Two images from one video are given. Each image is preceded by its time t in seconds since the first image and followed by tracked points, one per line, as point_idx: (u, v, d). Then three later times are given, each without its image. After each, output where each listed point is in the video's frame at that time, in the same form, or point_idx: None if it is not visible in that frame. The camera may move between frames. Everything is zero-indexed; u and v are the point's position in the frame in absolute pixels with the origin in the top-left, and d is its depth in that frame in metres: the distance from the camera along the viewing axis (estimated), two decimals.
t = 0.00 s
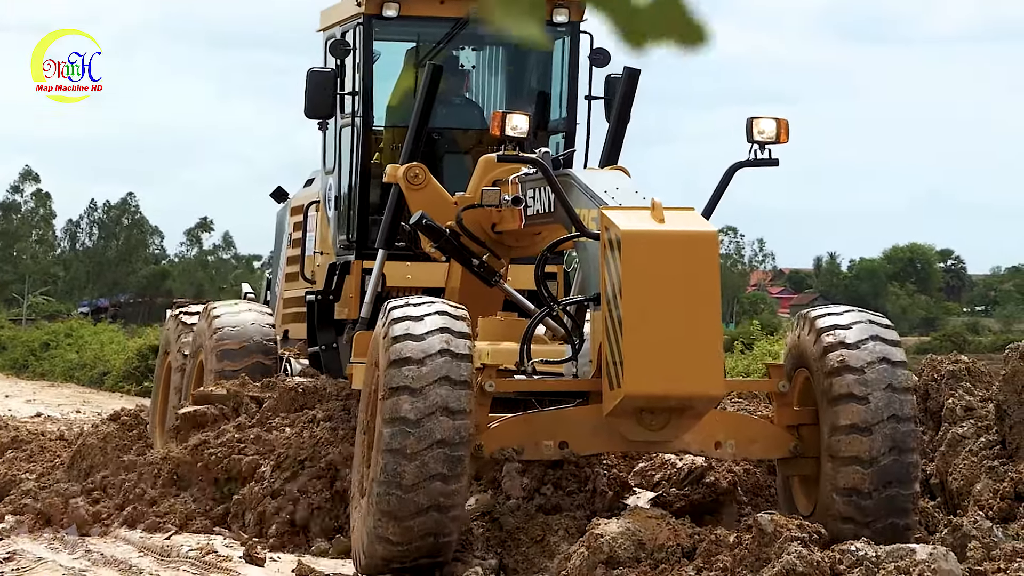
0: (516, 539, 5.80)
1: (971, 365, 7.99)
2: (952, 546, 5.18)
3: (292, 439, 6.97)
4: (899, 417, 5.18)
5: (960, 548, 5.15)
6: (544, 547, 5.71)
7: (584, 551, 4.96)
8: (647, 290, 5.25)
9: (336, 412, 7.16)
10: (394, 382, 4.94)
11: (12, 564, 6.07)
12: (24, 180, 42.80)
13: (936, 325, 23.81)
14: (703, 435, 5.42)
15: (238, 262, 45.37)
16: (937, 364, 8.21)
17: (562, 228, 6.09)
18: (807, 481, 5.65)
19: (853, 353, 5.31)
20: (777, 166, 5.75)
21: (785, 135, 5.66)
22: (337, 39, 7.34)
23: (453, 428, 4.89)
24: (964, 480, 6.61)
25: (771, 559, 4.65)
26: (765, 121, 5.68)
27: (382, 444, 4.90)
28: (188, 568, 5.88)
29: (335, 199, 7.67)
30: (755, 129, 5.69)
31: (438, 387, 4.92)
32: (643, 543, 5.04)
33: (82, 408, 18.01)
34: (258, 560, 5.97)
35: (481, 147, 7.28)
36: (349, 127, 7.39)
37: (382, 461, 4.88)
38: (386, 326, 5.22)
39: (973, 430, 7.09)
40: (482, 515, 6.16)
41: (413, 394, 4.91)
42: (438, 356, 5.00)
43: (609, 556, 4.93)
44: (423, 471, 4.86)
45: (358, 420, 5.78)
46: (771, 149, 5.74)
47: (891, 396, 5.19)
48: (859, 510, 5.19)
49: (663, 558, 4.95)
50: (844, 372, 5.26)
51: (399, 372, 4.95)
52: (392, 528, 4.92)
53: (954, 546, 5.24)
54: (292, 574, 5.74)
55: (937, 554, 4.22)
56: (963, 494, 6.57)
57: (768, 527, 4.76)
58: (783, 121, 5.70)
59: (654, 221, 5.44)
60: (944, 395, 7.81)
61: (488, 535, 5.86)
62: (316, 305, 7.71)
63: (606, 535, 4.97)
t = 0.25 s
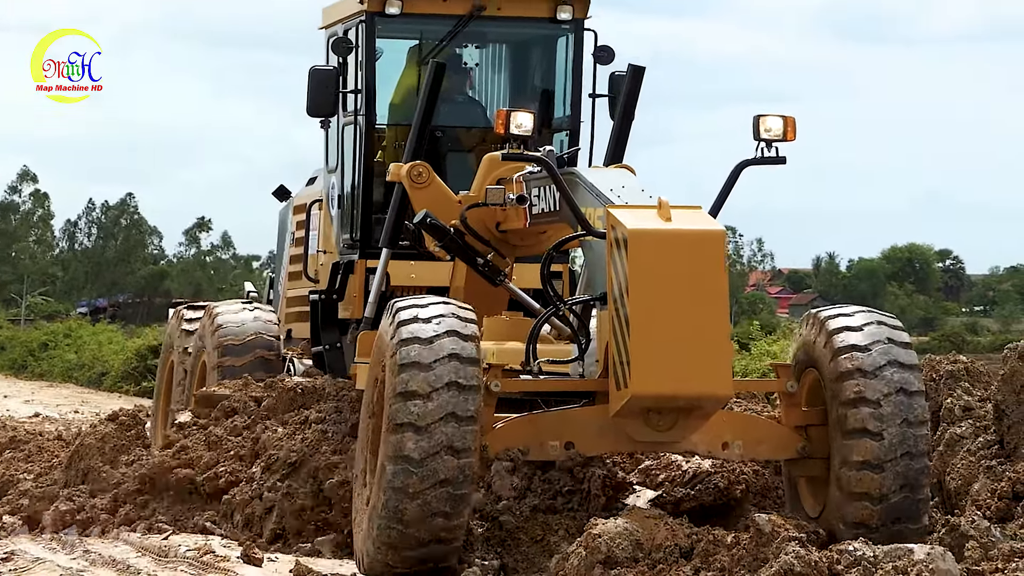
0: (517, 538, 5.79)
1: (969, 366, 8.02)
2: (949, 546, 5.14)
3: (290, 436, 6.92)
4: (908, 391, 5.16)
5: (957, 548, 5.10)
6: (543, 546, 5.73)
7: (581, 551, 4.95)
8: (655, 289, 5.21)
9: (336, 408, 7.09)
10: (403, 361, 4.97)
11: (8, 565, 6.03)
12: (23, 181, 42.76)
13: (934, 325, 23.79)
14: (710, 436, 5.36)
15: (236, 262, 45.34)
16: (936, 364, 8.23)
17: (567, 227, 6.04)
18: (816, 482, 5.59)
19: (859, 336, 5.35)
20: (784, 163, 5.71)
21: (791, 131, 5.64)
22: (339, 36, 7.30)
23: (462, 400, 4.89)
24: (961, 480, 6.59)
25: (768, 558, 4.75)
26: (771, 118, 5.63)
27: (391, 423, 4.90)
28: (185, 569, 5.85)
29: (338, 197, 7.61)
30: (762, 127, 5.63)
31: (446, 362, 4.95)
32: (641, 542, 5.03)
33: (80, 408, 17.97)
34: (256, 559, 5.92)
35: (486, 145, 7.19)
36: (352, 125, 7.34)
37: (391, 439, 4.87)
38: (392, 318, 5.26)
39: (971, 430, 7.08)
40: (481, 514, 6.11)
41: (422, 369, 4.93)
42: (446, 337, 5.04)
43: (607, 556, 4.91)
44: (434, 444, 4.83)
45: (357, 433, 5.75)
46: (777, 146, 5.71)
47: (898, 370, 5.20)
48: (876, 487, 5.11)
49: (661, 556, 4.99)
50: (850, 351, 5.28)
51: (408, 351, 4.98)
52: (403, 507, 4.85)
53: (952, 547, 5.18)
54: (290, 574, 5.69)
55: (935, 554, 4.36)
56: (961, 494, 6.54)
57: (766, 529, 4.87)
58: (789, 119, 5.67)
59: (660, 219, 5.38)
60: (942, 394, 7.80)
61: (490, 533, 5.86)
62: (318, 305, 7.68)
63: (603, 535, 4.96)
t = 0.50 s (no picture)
0: (513, 539, 5.70)
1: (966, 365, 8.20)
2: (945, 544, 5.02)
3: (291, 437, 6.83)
4: (924, 409, 5.06)
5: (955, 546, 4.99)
6: (540, 546, 5.64)
7: (580, 551, 4.86)
8: (661, 288, 5.14)
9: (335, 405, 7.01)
10: (408, 356, 4.92)
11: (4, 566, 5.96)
12: (20, 180, 42.67)
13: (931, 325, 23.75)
14: (719, 437, 5.29)
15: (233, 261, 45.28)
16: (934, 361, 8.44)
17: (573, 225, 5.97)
18: (824, 482, 5.53)
19: (874, 347, 5.24)
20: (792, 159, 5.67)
21: (799, 129, 5.58)
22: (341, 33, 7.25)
23: (470, 391, 4.81)
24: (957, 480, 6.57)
25: (766, 558, 4.76)
26: (780, 115, 5.57)
27: (398, 418, 4.82)
28: (182, 568, 5.79)
29: (341, 195, 7.55)
30: (770, 124, 5.56)
31: (452, 355, 4.89)
32: (638, 542, 4.95)
33: (77, 408, 17.89)
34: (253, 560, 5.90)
35: (490, 141, 7.15)
36: (355, 122, 7.28)
37: (399, 434, 4.78)
38: (395, 319, 5.21)
39: (967, 429, 7.12)
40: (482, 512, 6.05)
41: (428, 362, 4.86)
42: (450, 332, 4.99)
43: (604, 556, 4.80)
44: (444, 434, 4.73)
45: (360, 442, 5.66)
46: (785, 143, 5.65)
47: (914, 387, 5.10)
48: (889, 505, 5.03)
49: (658, 556, 4.97)
50: (865, 365, 5.18)
51: (413, 346, 4.93)
52: (414, 500, 4.73)
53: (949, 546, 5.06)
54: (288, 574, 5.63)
55: (932, 553, 4.19)
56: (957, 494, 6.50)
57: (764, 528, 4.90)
58: (797, 116, 5.61)
59: (667, 218, 5.30)
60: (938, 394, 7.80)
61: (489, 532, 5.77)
62: (322, 304, 7.57)
63: (600, 534, 4.85)
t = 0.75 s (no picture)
0: (509, 539, 5.69)
1: (962, 367, 8.36)
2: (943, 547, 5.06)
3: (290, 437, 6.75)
4: (935, 395, 5.04)
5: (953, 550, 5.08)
6: (535, 547, 5.64)
7: (576, 551, 5.18)
8: (670, 288, 5.07)
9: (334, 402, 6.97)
10: (415, 370, 4.84)
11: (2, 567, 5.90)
12: (15, 181, 42.56)
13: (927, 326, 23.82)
14: (728, 438, 5.23)
15: (229, 262, 45.23)
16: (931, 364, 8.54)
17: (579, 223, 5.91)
18: (834, 483, 5.47)
19: (883, 337, 5.23)
20: (803, 156, 5.58)
21: (810, 126, 5.55)
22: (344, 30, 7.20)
23: (476, 412, 4.75)
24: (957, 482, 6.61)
25: (760, 558, 4.93)
26: (789, 112, 5.54)
27: (403, 435, 4.77)
28: (178, 569, 5.75)
29: (344, 194, 7.49)
30: (779, 122, 5.55)
31: (459, 371, 4.80)
32: (633, 541, 5.23)
33: (73, 409, 17.81)
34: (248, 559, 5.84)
35: (494, 141, 7.09)
36: (358, 121, 7.22)
37: (403, 450, 4.75)
38: (403, 322, 5.11)
39: (965, 430, 7.32)
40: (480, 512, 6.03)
41: (434, 379, 4.79)
42: (458, 343, 4.90)
43: (599, 556, 5.08)
44: (449, 456, 4.70)
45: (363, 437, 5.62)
46: (794, 141, 5.62)
47: (924, 373, 5.07)
48: (902, 494, 4.99)
49: (653, 556, 5.19)
50: (874, 354, 5.16)
51: (420, 358, 4.85)
52: (411, 544, 4.80)
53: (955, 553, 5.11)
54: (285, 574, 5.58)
55: (927, 554, 4.39)
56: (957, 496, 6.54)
57: (758, 529, 5.09)
58: (808, 113, 5.57)
59: (676, 215, 5.24)
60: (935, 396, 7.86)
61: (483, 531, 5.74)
62: (325, 304, 7.50)
63: (595, 536, 5.15)
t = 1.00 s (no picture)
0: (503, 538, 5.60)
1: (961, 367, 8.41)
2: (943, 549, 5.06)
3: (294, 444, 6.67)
4: (954, 397, 4.94)
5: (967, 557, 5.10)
6: (530, 546, 5.56)
7: (571, 550, 5.32)
8: (685, 288, 4.98)
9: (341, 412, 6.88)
10: (425, 368, 4.76)
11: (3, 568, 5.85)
12: (11, 180, 42.41)
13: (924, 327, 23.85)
14: (742, 442, 5.14)
15: (225, 262, 45.16)
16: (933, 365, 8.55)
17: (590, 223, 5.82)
18: (849, 488, 5.37)
19: (899, 339, 5.13)
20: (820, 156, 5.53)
21: (827, 126, 5.51)
22: (352, 26, 7.13)
23: (488, 411, 4.67)
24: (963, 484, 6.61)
25: (756, 557, 4.90)
26: (806, 111, 5.50)
27: (413, 432, 4.71)
28: (173, 569, 5.75)
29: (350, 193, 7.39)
30: (796, 120, 5.51)
31: (471, 369, 4.71)
32: (631, 541, 5.35)
33: (69, 408, 17.74)
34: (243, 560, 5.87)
35: (503, 139, 7.02)
36: (365, 118, 7.14)
37: (413, 448, 4.68)
38: (412, 320, 5.01)
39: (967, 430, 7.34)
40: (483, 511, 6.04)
41: (445, 376, 4.71)
42: (468, 369, 4.72)
43: (595, 556, 5.26)
44: (459, 455, 4.62)
45: (371, 440, 5.52)
46: (810, 140, 5.56)
47: (944, 375, 4.97)
48: (922, 499, 4.91)
49: (648, 555, 5.27)
50: (891, 356, 5.07)
51: (431, 356, 4.76)
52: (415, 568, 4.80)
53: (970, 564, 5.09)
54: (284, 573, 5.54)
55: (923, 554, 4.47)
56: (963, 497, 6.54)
57: (756, 529, 5.10)
58: (826, 113, 5.52)
59: (691, 215, 5.15)
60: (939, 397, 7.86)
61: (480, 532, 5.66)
62: (330, 302, 7.42)
63: (591, 536, 5.32)
